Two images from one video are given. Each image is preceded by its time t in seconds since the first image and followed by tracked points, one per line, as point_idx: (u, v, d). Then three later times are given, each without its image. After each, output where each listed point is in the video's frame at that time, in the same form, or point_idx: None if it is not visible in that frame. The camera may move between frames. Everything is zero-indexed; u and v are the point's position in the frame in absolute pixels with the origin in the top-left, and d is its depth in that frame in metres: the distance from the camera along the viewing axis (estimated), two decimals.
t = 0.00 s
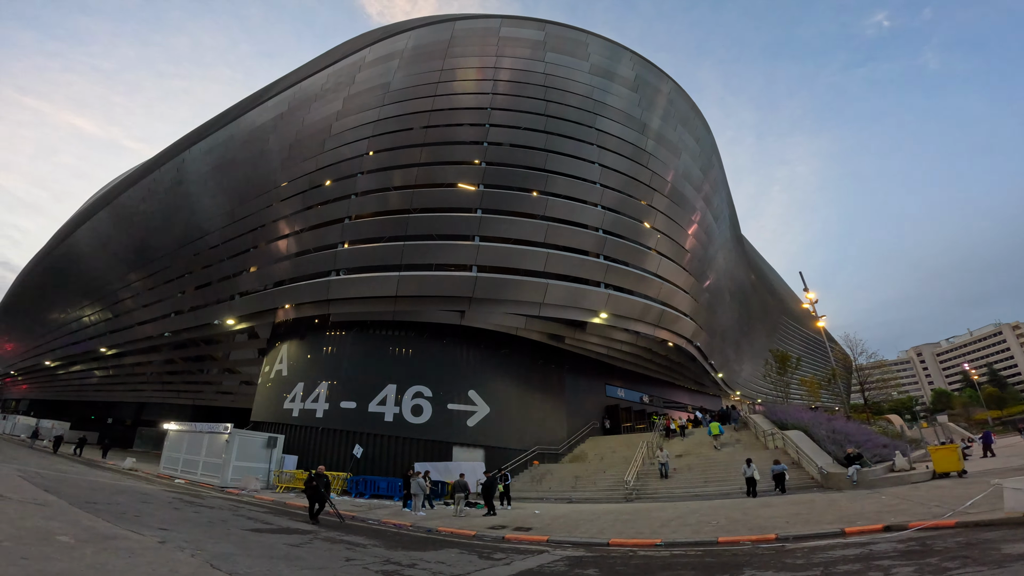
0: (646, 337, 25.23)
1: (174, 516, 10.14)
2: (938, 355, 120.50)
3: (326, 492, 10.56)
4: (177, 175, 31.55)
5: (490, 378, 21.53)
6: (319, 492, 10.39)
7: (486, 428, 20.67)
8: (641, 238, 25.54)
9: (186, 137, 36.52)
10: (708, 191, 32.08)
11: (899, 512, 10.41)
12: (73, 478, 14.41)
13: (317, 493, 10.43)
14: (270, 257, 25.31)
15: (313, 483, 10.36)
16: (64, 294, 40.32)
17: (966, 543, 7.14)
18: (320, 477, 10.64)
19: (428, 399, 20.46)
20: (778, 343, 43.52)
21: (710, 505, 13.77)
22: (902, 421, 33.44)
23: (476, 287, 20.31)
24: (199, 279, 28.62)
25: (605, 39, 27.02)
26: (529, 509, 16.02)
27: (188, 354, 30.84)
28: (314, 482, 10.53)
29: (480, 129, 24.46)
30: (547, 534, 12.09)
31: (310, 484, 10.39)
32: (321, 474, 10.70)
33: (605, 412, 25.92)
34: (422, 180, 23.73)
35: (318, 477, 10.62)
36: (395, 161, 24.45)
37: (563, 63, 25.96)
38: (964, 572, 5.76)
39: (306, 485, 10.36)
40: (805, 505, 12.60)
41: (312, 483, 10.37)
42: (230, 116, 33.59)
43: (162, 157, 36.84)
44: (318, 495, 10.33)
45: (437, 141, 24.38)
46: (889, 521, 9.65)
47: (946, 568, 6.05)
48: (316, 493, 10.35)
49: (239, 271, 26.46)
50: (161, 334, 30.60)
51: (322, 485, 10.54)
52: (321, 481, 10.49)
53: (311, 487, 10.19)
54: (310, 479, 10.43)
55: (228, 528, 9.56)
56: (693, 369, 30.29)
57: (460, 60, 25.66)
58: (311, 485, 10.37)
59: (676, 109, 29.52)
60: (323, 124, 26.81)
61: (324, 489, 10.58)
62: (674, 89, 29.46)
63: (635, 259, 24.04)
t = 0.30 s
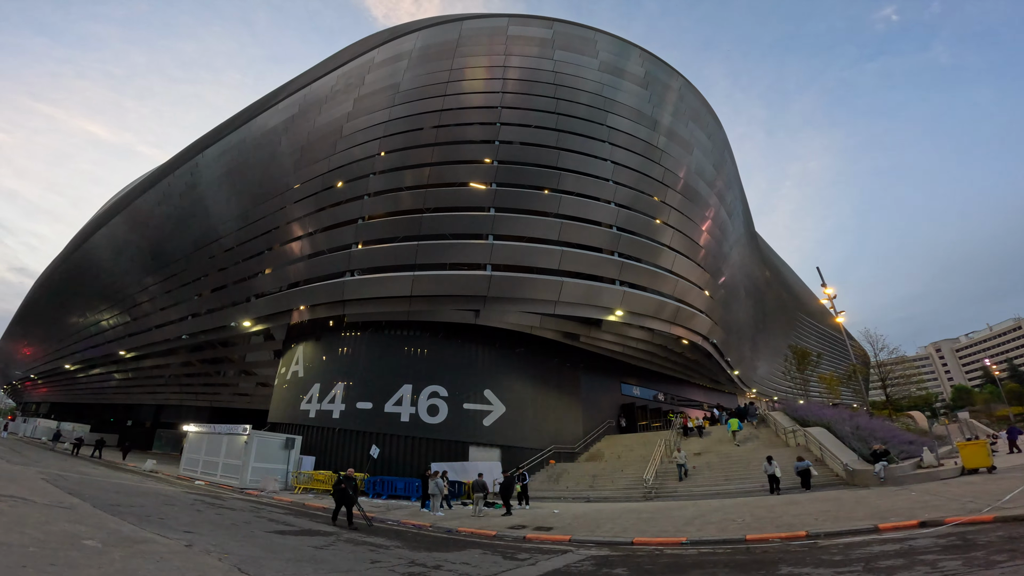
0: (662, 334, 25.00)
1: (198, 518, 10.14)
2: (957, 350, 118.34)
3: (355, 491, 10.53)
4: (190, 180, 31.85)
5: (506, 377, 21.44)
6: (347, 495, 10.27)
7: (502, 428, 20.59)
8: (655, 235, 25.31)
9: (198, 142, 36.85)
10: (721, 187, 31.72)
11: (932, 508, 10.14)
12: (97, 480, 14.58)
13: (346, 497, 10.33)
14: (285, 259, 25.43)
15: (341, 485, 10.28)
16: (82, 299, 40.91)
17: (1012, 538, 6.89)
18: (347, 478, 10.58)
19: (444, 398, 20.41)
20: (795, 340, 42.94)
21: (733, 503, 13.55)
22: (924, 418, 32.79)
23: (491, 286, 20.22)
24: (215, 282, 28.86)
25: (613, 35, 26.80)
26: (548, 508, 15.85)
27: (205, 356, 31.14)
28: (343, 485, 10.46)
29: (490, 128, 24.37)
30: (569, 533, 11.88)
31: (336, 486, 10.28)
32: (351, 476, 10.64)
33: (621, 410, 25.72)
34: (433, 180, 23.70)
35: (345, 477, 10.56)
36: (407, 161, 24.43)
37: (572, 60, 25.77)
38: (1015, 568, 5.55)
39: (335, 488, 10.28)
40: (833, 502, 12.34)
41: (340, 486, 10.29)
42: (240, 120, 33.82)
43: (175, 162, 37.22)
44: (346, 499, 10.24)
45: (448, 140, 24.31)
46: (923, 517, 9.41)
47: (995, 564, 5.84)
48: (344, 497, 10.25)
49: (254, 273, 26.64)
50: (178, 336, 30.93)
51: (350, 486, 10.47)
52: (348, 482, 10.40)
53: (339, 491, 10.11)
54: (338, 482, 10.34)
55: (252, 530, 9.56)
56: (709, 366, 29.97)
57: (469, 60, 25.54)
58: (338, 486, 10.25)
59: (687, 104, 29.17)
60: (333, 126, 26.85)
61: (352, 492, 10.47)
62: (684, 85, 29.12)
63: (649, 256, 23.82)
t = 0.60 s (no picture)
0: (676, 332, 24.72)
1: (219, 521, 10.11)
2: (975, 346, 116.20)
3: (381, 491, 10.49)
4: (202, 183, 32.08)
5: (520, 376, 21.31)
6: (376, 498, 10.20)
7: (517, 428, 20.46)
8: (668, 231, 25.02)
9: (209, 146, 37.10)
10: (734, 183, 31.29)
11: (965, 506, 9.86)
12: (117, 482, 14.69)
13: (373, 499, 10.23)
14: (298, 261, 25.52)
15: (369, 487, 10.17)
16: (98, 302, 41.46)
17: None
18: (372, 479, 10.49)
19: (458, 399, 20.33)
20: (811, 337, 42.34)
21: (756, 502, 13.31)
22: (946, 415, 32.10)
23: (504, 285, 20.09)
24: (229, 284, 29.07)
25: (623, 32, 26.49)
26: (566, 508, 15.67)
27: (221, 358, 31.41)
28: (370, 487, 10.36)
29: (501, 127, 24.24)
30: (590, 534, 11.68)
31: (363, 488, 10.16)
32: (377, 477, 10.57)
33: (636, 409, 25.46)
34: (444, 180, 23.61)
35: (371, 478, 10.46)
36: (417, 161, 24.36)
37: (581, 57, 25.52)
38: None
39: (362, 491, 10.15)
40: (860, 501, 12.06)
41: (368, 488, 10.18)
42: (251, 123, 33.98)
43: (187, 166, 37.52)
44: (374, 501, 10.16)
45: (458, 140, 24.20)
46: (958, 514, 9.15)
47: None
48: (372, 499, 10.16)
49: (267, 275, 26.77)
50: (194, 339, 31.20)
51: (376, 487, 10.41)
52: (374, 484, 10.33)
53: (368, 493, 10.00)
54: (365, 484, 10.22)
55: (273, 533, 9.51)
56: (725, 364, 29.62)
57: (477, 59, 25.38)
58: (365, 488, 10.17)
59: (699, 100, 28.78)
60: (343, 127, 26.86)
61: (378, 494, 10.42)
62: (694, 81, 28.74)
63: (663, 253, 23.56)
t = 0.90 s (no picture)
0: (689, 329, 24.49)
1: (237, 523, 10.08)
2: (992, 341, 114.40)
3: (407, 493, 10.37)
4: (212, 186, 32.26)
5: (533, 374, 21.22)
6: (401, 500, 10.06)
7: (530, 427, 20.35)
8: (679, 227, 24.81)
9: (218, 149, 37.31)
10: (745, 179, 30.96)
11: (995, 502, 9.62)
12: (134, 483, 14.76)
13: (398, 501, 10.15)
14: (309, 262, 25.56)
15: (395, 490, 10.04)
16: (113, 305, 41.90)
17: None
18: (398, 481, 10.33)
19: (471, 398, 20.25)
20: (824, 334, 41.79)
21: (776, 500, 13.11)
22: (966, 411, 31.48)
23: (517, 284, 19.96)
24: (241, 286, 29.21)
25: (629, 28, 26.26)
26: (582, 507, 15.52)
27: (234, 359, 31.63)
28: (395, 489, 10.23)
29: (510, 125, 24.13)
30: (609, 533, 11.48)
31: (389, 491, 10.03)
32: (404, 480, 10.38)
33: (649, 407, 25.29)
34: (454, 179, 23.54)
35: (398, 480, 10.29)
36: (427, 160, 24.29)
37: (588, 55, 25.31)
38: None
39: (388, 492, 10.04)
40: (884, 498, 11.84)
41: (394, 491, 10.05)
42: (259, 126, 34.09)
43: (197, 169, 37.76)
44: (399, 504, 10.08)
45: (467, 139, 24.12)
46: (988, 511, 8.94)
47: None
48: (397, 501, 10.05)
49: (279, 276, 26.84)
50: (207, 340, 31.43)
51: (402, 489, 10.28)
52: (401, 487, 10.18)
53: (392, 496, 9.90)
54: (391, 486, 10.10)
55: (291, 535, 9.45)
56: (738, 361, 29.33)
57: (483, 57, 25.22)
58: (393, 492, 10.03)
59: (708, 95, 28.47)
60: (351, 128, 26.85)
61: (405, 495, 10.25)
62: (702, 77, 28.45)
63: (675, 249, 23.37)
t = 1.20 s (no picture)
0: (704, 326, 24.23)
1: (258, 525, 10.03)
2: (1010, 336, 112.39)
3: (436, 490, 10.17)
4: (224, 189, 32.45)
5: (548, 372, 21.11)
6: (430, 502, 9.83)
7: (546, 425, 20.23)
8: (692, 223, 24.54)
9: (229, 152, 37.54)
10: (758, 174, 30.54)
11: None
12: (154, 484, 14.83)
13: (429, 500, 9.95)
14: (321, 262, 25.62)
15: (427, 491, 9.86)
16: (128, 308, 42.40)
17: None
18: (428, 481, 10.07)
19: (486, 396, 20.18)
20: (840, 331, 41.13)
21: (800, 497, 12.89)
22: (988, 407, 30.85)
23: (531, 281, 19.83)
24: (255, 287, 29.38)
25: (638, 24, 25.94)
26: (600, 506, 15.35)
27: (249, 360, 31.88)
28: (426, 488, 9.97)
29: (520, 123, 23.97)
30: (632, 532, 11.13)
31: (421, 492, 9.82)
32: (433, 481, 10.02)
33: (664, 405, 25.08)
34: (465, 178, 23.48)
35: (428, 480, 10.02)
36: (437, 159, 24.21)
37: (598, 51, 25.07)
38: None
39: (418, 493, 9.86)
40: (912, 494, 11.58)
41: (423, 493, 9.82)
42: (268, 129, 34.22)
43: (208, 172, 38.02)
44: (428, 505, 9.85)
45: (477, 137, 24.01)
46: None
47: None
48: (427, 502, 9.86)
49: (292, 277, 26.93)
50: (222, 341, 31.70)
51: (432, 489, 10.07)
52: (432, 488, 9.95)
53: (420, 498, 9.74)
54: (422, 487, 9.89)
55: (313, 537, 9.37)
56: (753, 358, 28.99)
57: (491, 56, 25.05)
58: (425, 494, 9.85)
59: (719, 90, 28.10)
60: (360, 129, 26.82)
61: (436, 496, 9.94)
62: (712, 72, 28.10)
63: (690, 245, 23.12)
